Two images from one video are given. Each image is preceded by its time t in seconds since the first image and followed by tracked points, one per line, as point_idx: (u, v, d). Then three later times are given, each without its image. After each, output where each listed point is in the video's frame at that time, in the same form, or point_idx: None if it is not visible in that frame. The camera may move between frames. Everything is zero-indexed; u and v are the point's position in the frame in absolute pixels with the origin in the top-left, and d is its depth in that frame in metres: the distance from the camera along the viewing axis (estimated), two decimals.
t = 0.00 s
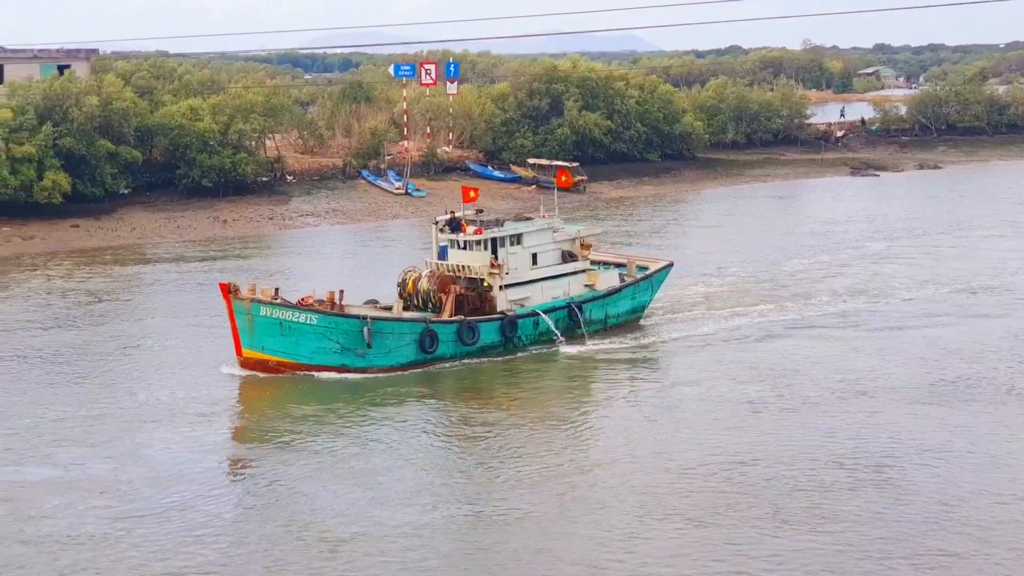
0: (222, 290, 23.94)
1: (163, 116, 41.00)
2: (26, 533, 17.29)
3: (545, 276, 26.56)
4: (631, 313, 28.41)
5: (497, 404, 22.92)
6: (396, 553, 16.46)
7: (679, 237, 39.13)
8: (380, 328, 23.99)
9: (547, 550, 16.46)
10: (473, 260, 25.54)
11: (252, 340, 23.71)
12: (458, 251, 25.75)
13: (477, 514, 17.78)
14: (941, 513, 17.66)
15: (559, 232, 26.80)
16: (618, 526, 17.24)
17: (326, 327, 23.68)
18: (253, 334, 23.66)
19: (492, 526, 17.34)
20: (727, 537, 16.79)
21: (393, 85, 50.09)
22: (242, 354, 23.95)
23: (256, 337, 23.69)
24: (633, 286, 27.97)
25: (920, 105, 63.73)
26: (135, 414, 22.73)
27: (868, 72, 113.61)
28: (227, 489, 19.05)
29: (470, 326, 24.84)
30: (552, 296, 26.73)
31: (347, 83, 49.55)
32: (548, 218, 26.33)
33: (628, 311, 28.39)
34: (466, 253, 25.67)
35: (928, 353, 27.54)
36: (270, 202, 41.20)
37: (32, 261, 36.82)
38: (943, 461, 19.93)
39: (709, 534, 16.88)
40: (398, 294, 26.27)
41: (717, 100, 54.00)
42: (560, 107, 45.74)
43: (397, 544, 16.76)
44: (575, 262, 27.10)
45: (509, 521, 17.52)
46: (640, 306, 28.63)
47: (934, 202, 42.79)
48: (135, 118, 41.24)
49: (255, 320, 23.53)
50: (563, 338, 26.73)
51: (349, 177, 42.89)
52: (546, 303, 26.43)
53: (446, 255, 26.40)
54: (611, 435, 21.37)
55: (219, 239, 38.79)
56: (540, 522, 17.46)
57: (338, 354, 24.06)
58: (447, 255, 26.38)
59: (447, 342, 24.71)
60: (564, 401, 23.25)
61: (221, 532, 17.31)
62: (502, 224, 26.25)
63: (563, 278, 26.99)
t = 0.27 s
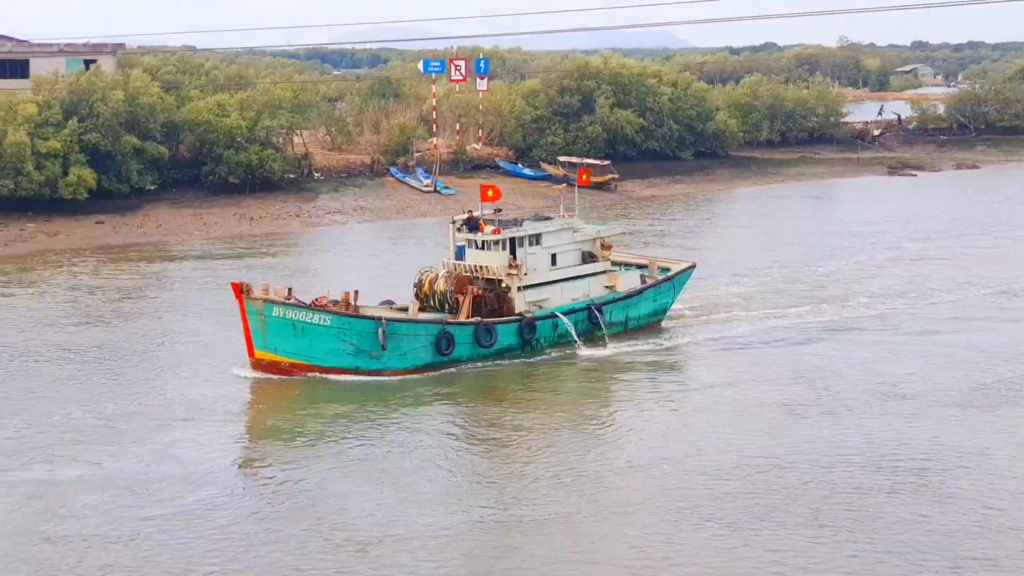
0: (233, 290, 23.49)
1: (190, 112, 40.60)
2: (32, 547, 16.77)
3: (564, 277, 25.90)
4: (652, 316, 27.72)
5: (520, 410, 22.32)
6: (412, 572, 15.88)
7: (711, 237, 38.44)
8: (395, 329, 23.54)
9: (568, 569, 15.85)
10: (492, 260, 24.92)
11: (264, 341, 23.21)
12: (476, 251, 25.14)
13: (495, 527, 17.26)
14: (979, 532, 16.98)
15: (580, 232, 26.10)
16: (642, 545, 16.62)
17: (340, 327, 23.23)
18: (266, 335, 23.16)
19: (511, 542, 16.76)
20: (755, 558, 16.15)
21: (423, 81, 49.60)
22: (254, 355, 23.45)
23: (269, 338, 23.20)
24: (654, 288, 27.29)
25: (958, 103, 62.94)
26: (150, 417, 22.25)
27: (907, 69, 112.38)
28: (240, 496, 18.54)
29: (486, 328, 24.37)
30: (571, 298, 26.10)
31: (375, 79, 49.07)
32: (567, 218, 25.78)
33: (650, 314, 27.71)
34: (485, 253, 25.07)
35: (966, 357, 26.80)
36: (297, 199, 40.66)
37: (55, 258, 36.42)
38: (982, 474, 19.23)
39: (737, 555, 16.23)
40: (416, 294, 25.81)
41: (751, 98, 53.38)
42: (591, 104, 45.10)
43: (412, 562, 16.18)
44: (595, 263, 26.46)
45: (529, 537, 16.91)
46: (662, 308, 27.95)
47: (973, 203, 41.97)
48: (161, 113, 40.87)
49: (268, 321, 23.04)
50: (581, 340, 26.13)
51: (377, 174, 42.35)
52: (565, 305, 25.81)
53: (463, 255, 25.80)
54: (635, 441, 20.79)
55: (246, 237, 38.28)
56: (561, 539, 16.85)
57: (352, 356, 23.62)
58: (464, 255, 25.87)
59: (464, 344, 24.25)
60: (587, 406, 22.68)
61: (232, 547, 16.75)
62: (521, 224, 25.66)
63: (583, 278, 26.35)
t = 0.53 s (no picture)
0: (227, 292, 22.32)
1: (197, 105, 39.09)
2: None
3: (573, 280, 24.55)
4: (666, 321, 26.20)
5: (536, 429, 20.80)
6: None
7: (739, 238, 36.79)
8: (395, 333, 22.28)
9: None
10: (498, 262, 23.68)
11: (257, 345, 22.03)
12: (481, 252, 23.92)
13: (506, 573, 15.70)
14: None
15: (590, 232, 24.76)
16: None
17: (337, 331, 21.99)
18: (259, 338, 21.98)
19: None
20: None
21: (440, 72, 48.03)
22: (247, 360, 22.27)
23: (262, 342, 22.02)
24: (668, 291, 25.78)
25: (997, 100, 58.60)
26: (139, 430, 20.70)
27: (940, 63, 110.27)
28: (229, 530, 17.01)
29: (491, 332, 23.08)
30: (581, 302, 24.68)
31: (391, 70, 47.49)
32: (577, 218, 24.45)
33: (663, 318, 26.22)
34: (490, 254, 23.77)
35: (1015, 366, 25.12)
36: (308, 195, 39.09)
37: (55, 255, 34.82)
38: None
39: None
40: (417, 297, 24.45)
41: (781, 92, 51.75)
42: (614, 98, 43.45)
43: None
44: (606, 266, 24.96)
45: None
46: (677, 313, 26.39)
47: (1012, 204, 40.24)
48: (167, 105, 39.23)
49: (261, 324, 21.86)
50: (592, 345, 24.71)
51: (391, 169, 40.80)
52: (574, 309, 24.42)
53: (468, 256, 24.48)
54: (659, 467, 19.24)
55: (254, 234, 36.63)
56: None
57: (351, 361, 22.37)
58: (469, 256, 24.40)
59: (467, 349, 22.95)
60: (607, 423, 21.12)
61: None
62: (528, 224, 24.36)
63: (595, 280, 24.86)
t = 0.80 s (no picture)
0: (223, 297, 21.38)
1: (207, 103, 38.30)
2: None
3: (580, 283, 23.60)
4: (676, 325, 25.23)
5: (554, 435, 19.93)
6: None
7: (762, 237, 35.91)
8: (395, 338, 21.32)
9: None
10: (502, 264, 22.79)
11: (253, 351, 21.09)
12: (484, 254, 23.00)
13: None
14: None
15: (597, 234, 23.85)
16: None
17: (336, 337, 21.04)
18: (255, 344, 21.05)
19: None
20: None
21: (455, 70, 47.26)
22: (244, 366, 21.33)
23: (259, 348, 21.08)
24: (677, 294, 24.82)
25: None
26: (140, 438, 19.82)
27: (965, 60, 109.14)
28: (234, 539, 16.16)
29: (495, 337, 22.12)
30: (589, 305, 23.77)
31: (405, 68, 46.69)
32: (585, 218, 23.44)
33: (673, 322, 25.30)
34: (494, 257, 22.88)
35: None
36: (320, 195, 38.26)
37: (61, 257, 33.98)
38: None
39: None
40: (418, 302, 23.51)
41: (803, 90, 50.86)
42: (633, 95, 42.73)
43: None
44: (614, 268, 24.06)
45: None
46: (687, 317, 25.41)
47: None
48: (177, 103, 38.37)
49: (258, 329, 20.92)
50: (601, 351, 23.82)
51: (405, 169, 39.97)
52: (581, 313, 23.53)
53: (471, 259, 23.56)
54: (681, 474, 18.36)
55: (266, 235, 35.85)
56: None
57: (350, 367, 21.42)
58: (472, 259, 23.41)
59: (471, 354, 22.00)
60: (625, 430, 20.24)
61: None
62: (532, 225, 23.39)
63: (602, 283, 23.94)
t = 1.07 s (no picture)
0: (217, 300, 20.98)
1: (216, 104, 37.78)
2: None
3: (581, 286, 23.27)
4: (679, 328, 24.83)
5: (569, 440, 19.48)
6: None
7: (778, 239, 35.43)
8: (394, 343, 21.01)
9: None
10: (503, 268, 22.46)
11: (249, 357, 20.73)
12: (484, 257, 22.65)
13: None
14: None
15: (599, 237, 23.53)
16: None
17: (334, 342, 20.73)
18: (251, 350, 20.69)
19: None
20: None
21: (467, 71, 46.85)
22: (239, 372, 20.97)
23: (254, 353, 20.73)
24: (681, 297, 24.43)
25: None
26: (148, 443, 19.39)
27: (986, 58, 108.41)
28: (241, 544, 15.71)
29: (495, 341, 21.80)
30: (590, 309, 23.42)
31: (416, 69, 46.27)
32: (587, 222, 23.14)
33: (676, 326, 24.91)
34: (494, 260, 22.57)
35: None
36: (330, 197, 37.81)
37: (69, 261, 33.56)
38: None
39: None
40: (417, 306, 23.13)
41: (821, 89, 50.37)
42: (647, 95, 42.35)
43: None
44: (617, 271, 23.74)
45: None
46: (691, 319, 25.01)
47: None
48: (186, 105, 37.87)
49: (254, 334, 20.59)
50: (603, 354, 23.48)
51: (416, 171, 39.55)
52: (583, 317, 23.17)
53: (471, 262, 23.23)
54: (700, 476, 17.93)
55: (275, 238, 35.41)
56: None
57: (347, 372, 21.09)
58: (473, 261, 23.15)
59: (470, 359, 21.68)
60: (640, 433, 19.82)
61: None
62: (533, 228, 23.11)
63: (602, 286, 23.61)
